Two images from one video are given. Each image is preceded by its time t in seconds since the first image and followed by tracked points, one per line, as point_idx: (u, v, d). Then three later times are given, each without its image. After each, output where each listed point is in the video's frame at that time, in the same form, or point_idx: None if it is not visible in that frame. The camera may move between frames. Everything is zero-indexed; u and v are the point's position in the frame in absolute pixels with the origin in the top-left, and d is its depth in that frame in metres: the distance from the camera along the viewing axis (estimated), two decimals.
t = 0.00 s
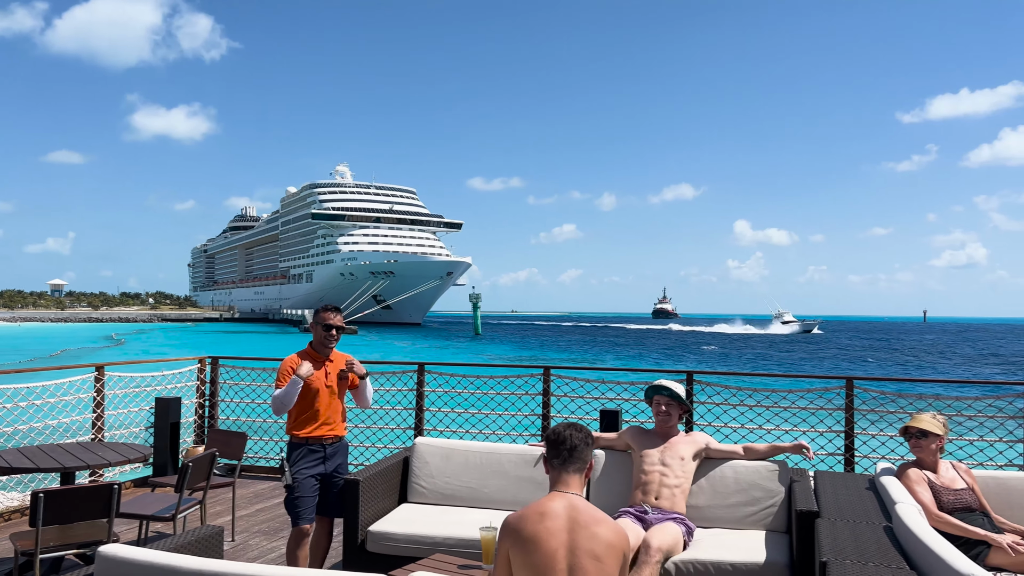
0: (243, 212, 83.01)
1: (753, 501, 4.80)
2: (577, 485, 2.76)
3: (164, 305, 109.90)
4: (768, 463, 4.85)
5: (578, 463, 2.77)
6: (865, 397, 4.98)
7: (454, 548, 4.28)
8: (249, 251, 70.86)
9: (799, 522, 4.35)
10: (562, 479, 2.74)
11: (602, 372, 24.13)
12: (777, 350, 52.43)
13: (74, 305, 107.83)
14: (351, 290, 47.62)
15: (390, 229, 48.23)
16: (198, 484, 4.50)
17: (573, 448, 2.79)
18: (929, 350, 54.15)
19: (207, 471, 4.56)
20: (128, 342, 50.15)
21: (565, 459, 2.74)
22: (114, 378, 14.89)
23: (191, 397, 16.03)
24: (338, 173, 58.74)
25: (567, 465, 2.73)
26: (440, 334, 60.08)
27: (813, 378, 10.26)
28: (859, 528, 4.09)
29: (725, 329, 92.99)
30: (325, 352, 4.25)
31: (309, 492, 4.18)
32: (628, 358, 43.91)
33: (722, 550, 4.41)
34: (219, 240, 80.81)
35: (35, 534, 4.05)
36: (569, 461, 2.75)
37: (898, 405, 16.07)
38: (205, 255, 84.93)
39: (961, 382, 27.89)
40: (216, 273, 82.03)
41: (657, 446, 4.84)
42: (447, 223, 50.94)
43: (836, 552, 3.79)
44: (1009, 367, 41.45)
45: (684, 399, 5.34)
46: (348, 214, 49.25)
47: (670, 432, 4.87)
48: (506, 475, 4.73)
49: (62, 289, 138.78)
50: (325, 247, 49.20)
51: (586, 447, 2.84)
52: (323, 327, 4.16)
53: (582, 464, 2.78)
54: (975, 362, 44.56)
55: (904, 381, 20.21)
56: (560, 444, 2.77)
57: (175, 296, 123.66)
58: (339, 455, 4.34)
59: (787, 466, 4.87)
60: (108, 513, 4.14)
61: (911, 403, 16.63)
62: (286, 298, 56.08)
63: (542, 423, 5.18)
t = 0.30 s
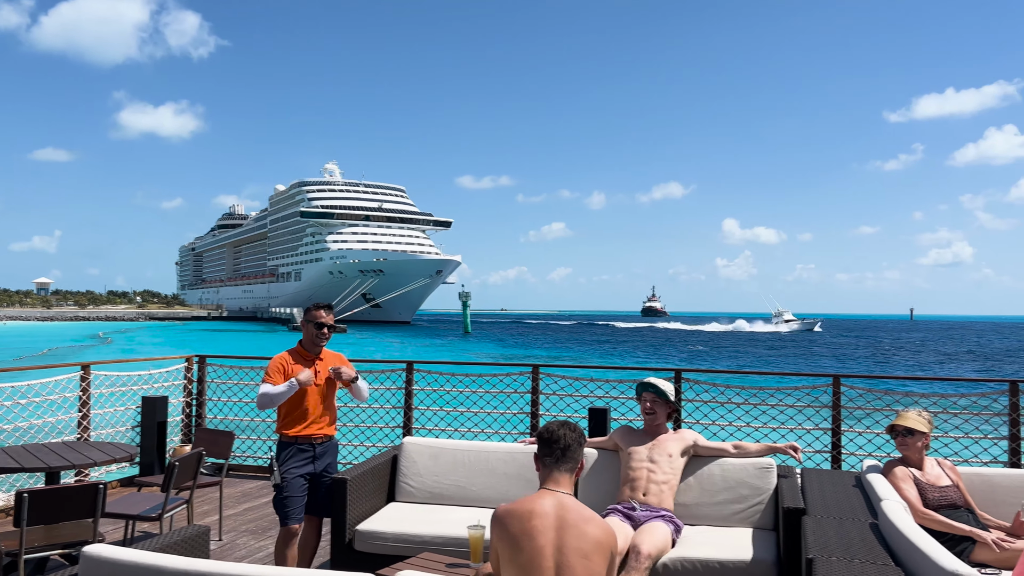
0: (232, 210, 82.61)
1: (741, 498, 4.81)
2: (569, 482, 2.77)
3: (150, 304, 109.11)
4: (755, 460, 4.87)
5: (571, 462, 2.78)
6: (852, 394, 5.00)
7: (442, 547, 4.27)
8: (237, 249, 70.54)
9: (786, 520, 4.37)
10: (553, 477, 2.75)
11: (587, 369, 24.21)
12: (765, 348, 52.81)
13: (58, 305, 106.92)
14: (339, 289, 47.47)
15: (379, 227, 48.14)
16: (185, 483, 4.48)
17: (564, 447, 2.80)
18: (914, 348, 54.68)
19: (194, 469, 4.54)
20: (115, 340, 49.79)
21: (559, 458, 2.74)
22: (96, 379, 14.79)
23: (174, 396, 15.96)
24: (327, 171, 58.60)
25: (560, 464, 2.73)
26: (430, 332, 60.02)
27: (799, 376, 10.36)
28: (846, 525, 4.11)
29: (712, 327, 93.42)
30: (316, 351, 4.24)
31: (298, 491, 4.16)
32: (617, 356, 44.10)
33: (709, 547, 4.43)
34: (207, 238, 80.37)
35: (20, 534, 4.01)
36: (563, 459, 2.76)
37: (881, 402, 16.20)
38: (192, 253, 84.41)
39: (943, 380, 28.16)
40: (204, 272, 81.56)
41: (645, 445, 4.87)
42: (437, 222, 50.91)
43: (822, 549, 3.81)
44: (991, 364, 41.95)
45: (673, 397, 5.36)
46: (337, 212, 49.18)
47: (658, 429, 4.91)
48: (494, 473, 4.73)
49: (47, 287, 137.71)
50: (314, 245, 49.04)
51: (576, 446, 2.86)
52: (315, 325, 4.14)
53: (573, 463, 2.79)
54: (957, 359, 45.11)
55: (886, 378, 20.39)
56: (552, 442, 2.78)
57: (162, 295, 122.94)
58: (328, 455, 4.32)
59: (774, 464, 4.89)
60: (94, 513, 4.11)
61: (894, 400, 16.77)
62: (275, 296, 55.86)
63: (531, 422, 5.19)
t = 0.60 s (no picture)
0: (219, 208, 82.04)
1: (727, 495, 4.83)
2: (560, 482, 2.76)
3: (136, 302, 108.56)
4: (741, 457, 4.89)
5: (563, 460, 2.77)
6: (838, 392, 5.01)
7: (429, 545, 4.27)
8: (225, 247, 70.17)
9: (772, 517, 4.38)
10: (546, 476, 2.73)
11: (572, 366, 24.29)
12: (752, 346, 53.16)
13: (43, 303, 106.13)
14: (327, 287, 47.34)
15: (368, 225, 48.01)
16: (170, 482, 4.46)
17: (560, 446, 2.77)
18: (899, 345, 55.24)
19: (179, 468, 4.51)
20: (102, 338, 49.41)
21: (551, 456, 2.73)
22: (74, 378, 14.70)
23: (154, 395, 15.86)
24: (315, 169, 58.39)
25: (553, 463, 2.73)
26: (419, 331, 59.93)
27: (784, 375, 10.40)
28: (831, 522, 4.14)
29: (700, 326, 93.81)
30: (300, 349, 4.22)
31: (288, 492, 4.15)
32: (605, 353, 44.27)
33: (695, 545, 4.45)
34: (194, 235, 79.93)
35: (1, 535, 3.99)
36: (554, 457, 2.75)
37: (862, 399, 16.30)
38: (180, 251, 83.92)
39: (924, 377, 28.42)
40: (191, 269, 81.10)
41: (632, 443, 4.90)
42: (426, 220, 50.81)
43: (807, 546, 3.82)
44: (973, 361, 42.41)
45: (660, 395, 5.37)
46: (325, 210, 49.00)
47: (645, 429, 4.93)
48: (482, 471, 4.73)
49: (33, 284, 136.71)
50: (302, 243, 48.85)
51: (573, 446, 2.83)
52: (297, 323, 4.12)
53: (568, 464, 2.77)
54: (942, 357, 45.47)
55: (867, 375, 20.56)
56: (548, 442, 2.76)
57: (150, 292, 122.30)
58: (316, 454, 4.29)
59: (760, 460, 4.92)
60: (78, 512, 4.08)
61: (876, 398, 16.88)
62: (262, 294, 55.63)
63: (518, 420, 5.18)
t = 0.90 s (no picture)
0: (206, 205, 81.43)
1: (714, 494, 4.85)
2: (551, 483, 2.77)
3: (123, 300, 108.06)
4: (727, 455, 4.91)
5: (553, 461, 2.77)
6: (824, 390, 5.03)
7: (416, 544, 4.26)
8: (212, 245, 69.73)
9: (758, 515, 4.40)
10: (536, 477, 2.73)
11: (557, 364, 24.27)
12: (739, 344, 53.47)
13: (28, 301, 105.31)
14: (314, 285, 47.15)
15: (356, 223, 47.82)
16: (155, 480, 4.43)
17: (552, 447, 2.77)
18: (884, 343, 55.63)
19: (165, 467, 4.48)
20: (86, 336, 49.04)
21: (541, 456, 2.73)
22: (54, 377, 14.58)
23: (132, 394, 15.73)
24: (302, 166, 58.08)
25: (544, 463, 2.73)
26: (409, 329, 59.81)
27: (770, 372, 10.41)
28: (817, 519, 4.16)
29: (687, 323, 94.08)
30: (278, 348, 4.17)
31: (269, 495, 4.04)
32: (593, 352, 44.41)
33: (682, 542, 4.46)
34: (180, 233, 79.39)
35: None
36: (545, 458, 2.75)
37: (845, 396, 16.35)
38: (166, 248, 83.33)
39: (907, 375, 28.67)
40: (178, 267, 80.51)
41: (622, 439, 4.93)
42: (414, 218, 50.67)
43: (792, 543, 3.84)
44: (955, 359, 42.85)
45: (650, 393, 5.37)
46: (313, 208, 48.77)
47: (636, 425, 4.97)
48: (469, 469, 4.73)
49: (16, 282, 135.39)
50: (290, 241, 48.60)
51: (564, 447, 2.83)
52: (273, 321, 4.08)
53: (559, 466, 2.77)
54: (926, 354, 45.79)
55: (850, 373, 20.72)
56: (540, 443, 2.75)
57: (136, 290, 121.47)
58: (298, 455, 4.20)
59: (746, 458, 4.94)
60: (61, 512, 4.05)
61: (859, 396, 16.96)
62: (249, 293, 55.35)
63: (507, 418, 5.18)
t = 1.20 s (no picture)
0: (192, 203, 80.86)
1: (700, 491, 4.86)
2: (539, 482, 2.77)
3: (109, 298, 107.11)
4: (712, 453, 4.94)
5: (542, 460, 2.77)
6: (810, 387, 5.04)
7: (404, 542, 4.25)
8: (198, 242, 69.28)
9: (743, 512, 4.43)
10: (524, 476, 2.74)
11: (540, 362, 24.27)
12: (726, 342, 53.62)
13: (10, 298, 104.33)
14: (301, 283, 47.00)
15: (343, 220, 47.66)
16: (140, 479, 4.39)
17: (541, 445, 2.77)
18: (868, 342, 55.93)
19: (150, 465, 4.44)
20: (71, 334, 48.56)
21: (530, 457, 2.74)
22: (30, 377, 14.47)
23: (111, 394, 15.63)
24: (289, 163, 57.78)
25: (533, 462, 2.74)
26: (396, 327, 59.70)
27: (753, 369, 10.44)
28: (802, 517, 4.18)
29: (675, 322, 94.34)
30: (259, 348, 4.09)
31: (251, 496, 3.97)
32: (581, 350, 44.48)
33: (668, 539, 4.49)
34: (166, 230, 78.82)
35: None
36: (534, 458, 2.75)
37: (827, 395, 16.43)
38: (152, 246, 82.70)
39: (889, 374, 28.89)
40: (163, 265, 79.97)
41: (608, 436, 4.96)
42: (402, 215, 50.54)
43: (776, 540, 3.87)
44: (938, 357, 43.21)
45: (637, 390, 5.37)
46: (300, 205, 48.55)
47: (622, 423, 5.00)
48: (456, 467, 4.73)
49: None
50: (277, 238, 48.37)
51: (552, 445, 2.82)
52: (254, 319, 4.00)
53: (547, 465, 2.78)
54: (910, 353, 46.10)
55: (832, 371, 20.86)
56: (529, 443, 2.75)
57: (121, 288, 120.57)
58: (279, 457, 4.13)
59: (731, 455, 4.97)
60: (44, 510, 4.00)
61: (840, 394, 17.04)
62: (236, 291, 55.03)
63: (494, 415, 5.18)
